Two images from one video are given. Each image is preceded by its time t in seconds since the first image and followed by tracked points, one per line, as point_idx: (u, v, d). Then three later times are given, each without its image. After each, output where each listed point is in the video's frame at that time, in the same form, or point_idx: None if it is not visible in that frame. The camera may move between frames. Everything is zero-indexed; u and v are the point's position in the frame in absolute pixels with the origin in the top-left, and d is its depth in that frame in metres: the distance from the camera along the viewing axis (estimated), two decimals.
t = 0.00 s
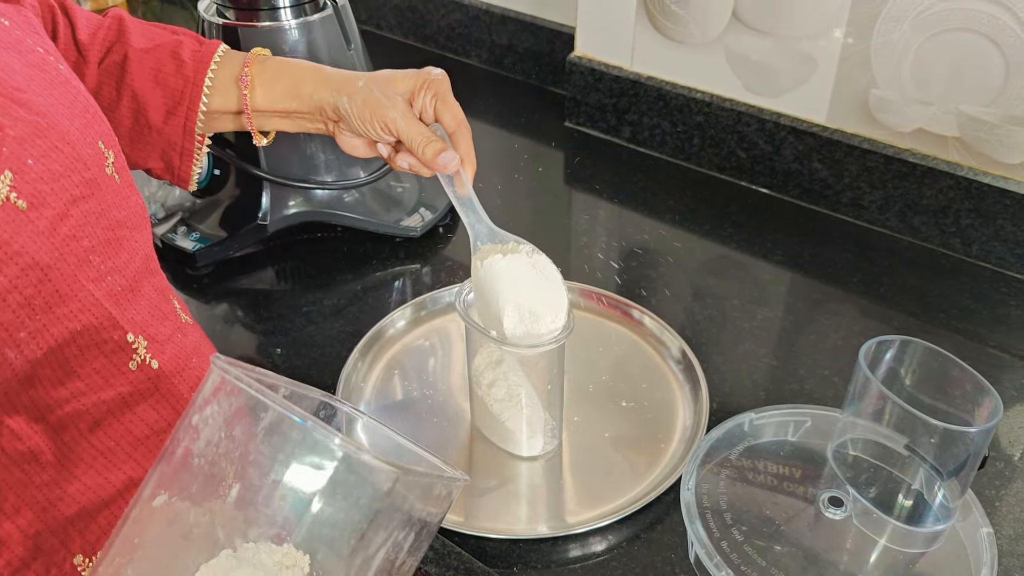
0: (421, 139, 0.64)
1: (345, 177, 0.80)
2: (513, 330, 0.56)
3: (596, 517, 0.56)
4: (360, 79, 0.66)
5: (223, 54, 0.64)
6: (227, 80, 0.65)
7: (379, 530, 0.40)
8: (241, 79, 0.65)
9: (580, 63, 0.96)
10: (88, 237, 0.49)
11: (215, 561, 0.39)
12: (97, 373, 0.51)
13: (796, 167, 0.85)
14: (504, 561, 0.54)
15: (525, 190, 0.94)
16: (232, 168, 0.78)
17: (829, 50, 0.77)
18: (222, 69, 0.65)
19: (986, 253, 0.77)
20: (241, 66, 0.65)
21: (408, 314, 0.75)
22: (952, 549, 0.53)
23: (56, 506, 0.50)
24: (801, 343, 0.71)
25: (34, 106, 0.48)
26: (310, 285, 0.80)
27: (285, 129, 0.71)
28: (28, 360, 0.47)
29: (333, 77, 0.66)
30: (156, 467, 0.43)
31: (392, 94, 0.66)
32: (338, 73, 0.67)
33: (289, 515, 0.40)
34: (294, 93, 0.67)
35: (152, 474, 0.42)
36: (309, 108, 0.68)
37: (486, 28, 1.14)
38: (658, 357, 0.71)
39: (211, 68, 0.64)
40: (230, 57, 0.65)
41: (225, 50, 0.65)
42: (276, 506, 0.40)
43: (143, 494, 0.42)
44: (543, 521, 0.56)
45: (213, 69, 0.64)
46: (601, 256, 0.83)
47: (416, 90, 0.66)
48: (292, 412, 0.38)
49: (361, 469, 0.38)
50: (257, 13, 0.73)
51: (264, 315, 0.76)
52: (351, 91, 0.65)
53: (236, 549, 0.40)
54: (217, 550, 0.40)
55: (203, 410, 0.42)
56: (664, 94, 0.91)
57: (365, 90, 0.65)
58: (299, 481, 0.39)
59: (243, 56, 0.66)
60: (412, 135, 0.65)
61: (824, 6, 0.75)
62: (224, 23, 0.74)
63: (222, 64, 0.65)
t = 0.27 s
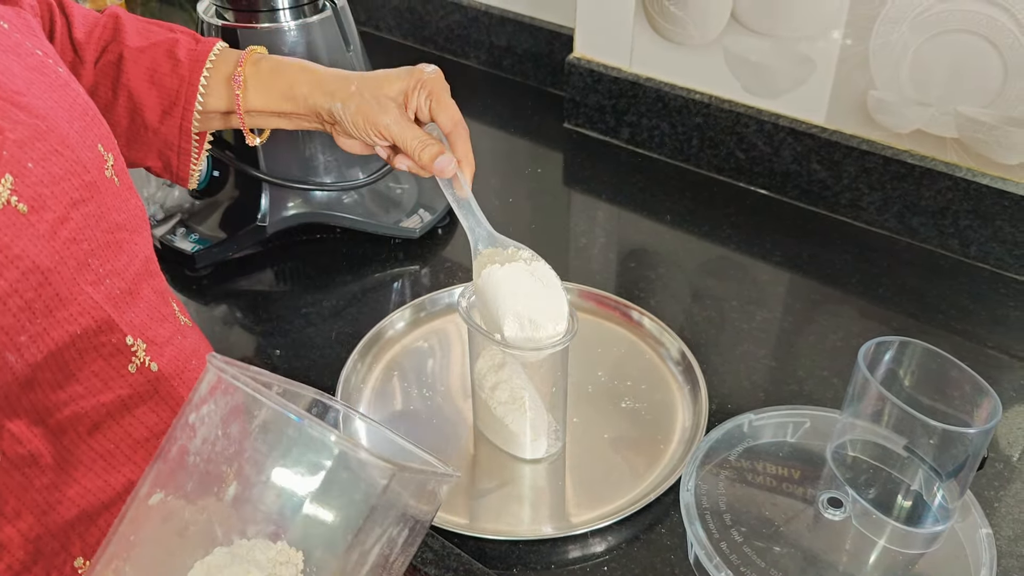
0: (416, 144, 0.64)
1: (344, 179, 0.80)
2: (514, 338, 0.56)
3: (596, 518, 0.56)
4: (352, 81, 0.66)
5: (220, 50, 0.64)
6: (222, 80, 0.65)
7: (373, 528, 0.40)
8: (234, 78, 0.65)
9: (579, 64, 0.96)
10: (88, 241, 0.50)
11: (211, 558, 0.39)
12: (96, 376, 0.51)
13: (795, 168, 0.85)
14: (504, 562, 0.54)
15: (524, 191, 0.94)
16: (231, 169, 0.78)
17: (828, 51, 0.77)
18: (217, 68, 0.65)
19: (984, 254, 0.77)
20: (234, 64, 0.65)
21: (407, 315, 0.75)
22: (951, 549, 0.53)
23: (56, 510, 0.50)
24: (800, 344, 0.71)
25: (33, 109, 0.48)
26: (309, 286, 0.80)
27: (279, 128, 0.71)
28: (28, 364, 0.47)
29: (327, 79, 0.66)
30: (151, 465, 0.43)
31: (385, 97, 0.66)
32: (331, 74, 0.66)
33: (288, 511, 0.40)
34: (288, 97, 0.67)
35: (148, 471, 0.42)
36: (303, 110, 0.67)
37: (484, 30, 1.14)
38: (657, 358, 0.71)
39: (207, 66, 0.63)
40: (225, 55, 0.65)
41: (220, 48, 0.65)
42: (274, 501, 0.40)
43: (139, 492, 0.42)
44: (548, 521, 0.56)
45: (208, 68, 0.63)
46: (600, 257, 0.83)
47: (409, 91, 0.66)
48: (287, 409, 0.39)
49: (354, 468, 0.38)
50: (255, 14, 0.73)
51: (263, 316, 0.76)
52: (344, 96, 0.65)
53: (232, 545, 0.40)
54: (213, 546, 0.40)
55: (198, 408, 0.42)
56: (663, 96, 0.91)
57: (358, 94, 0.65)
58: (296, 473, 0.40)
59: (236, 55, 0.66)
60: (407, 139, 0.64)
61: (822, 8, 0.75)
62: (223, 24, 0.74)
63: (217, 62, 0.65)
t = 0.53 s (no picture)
0: (423, 140, 0.63)
1: (344, 180, 0.81)
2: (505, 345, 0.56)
3: (595, 519, 0.56)
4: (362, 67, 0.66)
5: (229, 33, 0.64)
6: (227, 65, 0.65)
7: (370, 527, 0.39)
8: (237, 64, 0.64)
9: (579, 65, 0.96)
10: (87, 242, 0.50)
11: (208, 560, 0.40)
12: (96, 377, 0.51)
13: (794, 169, 0.86)
14: (505, 563, 0.54)
15: (524, 192, 0.94)
16: (231, 171, 0.78)
17: (827, 52, 0.77)
18: (224, 52, 0.65)
19: (984, 255, 0.77)
20: (242, 49, 0.65)
21: (407, 316, 0.75)
22: (952, 551, 0.53)
23: (56, 510, 0.49)
24: (800, 345, 0.71)
25: (33, 110, 0.48)
26: (309, 287, 0.80)
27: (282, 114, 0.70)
28: (28, 365, 0.46)
29: (335, 65, 0.66)
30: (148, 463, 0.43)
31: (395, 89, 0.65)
32: (340, 61, 0.66)
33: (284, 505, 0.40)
34: (295, 82, 0.66)
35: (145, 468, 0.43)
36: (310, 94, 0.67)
37: (484, 30, 1.14)
38: (657, 359, 0.71)
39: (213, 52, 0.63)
40: (233, 38, 0.65)
41: (229, 32, 0.64)
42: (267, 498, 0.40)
43: (136, 490, 0.42)
44: (549, 522, 0.56)
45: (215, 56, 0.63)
46: (600, 258, 0.83)
47: (420, 83, 0.66)
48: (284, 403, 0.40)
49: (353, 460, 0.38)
50: (255, 16, 0.73)
51: (263, 317, 0.76)
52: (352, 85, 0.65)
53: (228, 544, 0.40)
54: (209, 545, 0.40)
55: (196, 404, 0.42)
56: (663, 97, 0.92)
57: (367, 84, 0.65)
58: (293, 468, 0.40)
59: (242, 39, 0.66)
60: (413, 135, 0.64)
61: (822, 9, 0.75)
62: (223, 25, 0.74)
63: (223, 48, 0.64)
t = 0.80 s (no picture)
0: (445, 146, 0.60)
1: (345, 181, 0.80)
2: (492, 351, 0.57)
3: (596, 520, 0.56)
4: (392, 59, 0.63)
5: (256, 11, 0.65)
6: (252, 48, 0.65)
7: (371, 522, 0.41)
8: (263, 46, 0.64)
9: (580, 66, 0.96)
10: (88, 243, 0.50)
11: (203, 558, 0.40)
12: (97, 378, 0.51)
13: (795, 170, 0.86)
14: (506, 564, 0.54)
15: (525, 193, 0.94)
16: (233, 172, 0.78)
17: (828, 53, 0.77)
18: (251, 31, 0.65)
19: (984, 256, 0.77)
20: (267, 31, 0.65)
21: (409, 317, 0.75)
22: (953, 551, 0.53)
23: (57, 511, 0.49)
24: (801, 346, 0.71)
25: (34, 111, 0.48)
26: (310, 288, 0.80)
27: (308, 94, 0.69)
28: (29, 365, 0.46)
29: (366, 56, 0.64)
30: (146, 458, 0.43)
31: (425, 89, 0.62)
32: (371, 50, 0.64)
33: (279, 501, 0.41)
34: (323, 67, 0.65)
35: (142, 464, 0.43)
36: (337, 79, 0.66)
37: (485, 32, 1.14)
38: (658, 360, 0.71)
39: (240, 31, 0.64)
40: (259, 17, 0.65)
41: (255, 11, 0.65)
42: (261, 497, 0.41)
43: (133, 486, 0.42)
44: (550, 522, 0.56)
45: (241, 38, 0.64)
46: (601, 258, 0.83)
47: (452, 87, 0.62)
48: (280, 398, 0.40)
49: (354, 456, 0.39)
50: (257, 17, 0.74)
51: (264, 318, 0.76)
52: (380, 77, 0.63)
53: (224, 542, 0.40)
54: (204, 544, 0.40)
55: (195, 400, 0.42)
56: (664, 98, 0.92)
57: (394, 79, 0.63)
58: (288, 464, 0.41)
59: (271, 17, 0.65)
60: (436, 139, 0.61)
61: (823, 10, 0.75)
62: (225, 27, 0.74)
63: (250, 27, 0.65)
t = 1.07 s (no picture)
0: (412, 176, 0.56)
1: (346, 179, 0.81)
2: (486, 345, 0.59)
3: (598, 519, 0.56)
4: (350, 71, 0.58)
5: (237, 13, 0.61)
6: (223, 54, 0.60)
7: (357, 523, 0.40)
8: (228, 58, 0.60)
9: (581, 64, 0.96)
10: (88, 245, 0.50)
11: (194, 555, 0.40)
12: (98, 381, 0.51)
13: (796, 169, 0.85)
14: (507, 562, 0.54)
15: (525, 192, 0.94)
16: (233, 170, 0.79)
17: (829, 52, 0.77)
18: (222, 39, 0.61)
19: (986, 254, 0.77)
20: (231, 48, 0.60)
21: (410, 316, 0.75)
22: (955, 550, 0.53)
23: (56, 514, 0.49)
24: (802, 344, 0.71)
25: (34, 112, 0.48)
26: (310, 287, 0.80)
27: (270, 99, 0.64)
28: (28, 369, 0.46)
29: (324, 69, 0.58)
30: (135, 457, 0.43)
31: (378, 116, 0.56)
32: (334, 58, 0.59)
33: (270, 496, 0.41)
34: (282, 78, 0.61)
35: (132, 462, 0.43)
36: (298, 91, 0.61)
37: (486, 30, 1.14)
38: (659, 359, 0.71)
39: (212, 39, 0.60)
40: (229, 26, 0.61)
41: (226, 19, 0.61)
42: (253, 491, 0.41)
43: (120, 486, 0.43)
44: (552, 522, 0.56)
45: (214, 40, 0.60)
46: (602, 257, 0.83)
47: (405, 111, 0.56)
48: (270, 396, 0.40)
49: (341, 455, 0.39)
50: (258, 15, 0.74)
51: (265, 316, 0.76)
52: (334, 101, 0.58)
53: (215, 538, 0.40)
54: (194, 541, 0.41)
55: (184, 398, 0.43)
56: (664, 96, 0.92)
57: (346, 109, 0.57)
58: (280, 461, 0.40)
59: (244, 23, 0.61)
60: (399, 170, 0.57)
61: (825, 9, 0.75)
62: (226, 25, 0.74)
63: (222, 34, 0.60)
